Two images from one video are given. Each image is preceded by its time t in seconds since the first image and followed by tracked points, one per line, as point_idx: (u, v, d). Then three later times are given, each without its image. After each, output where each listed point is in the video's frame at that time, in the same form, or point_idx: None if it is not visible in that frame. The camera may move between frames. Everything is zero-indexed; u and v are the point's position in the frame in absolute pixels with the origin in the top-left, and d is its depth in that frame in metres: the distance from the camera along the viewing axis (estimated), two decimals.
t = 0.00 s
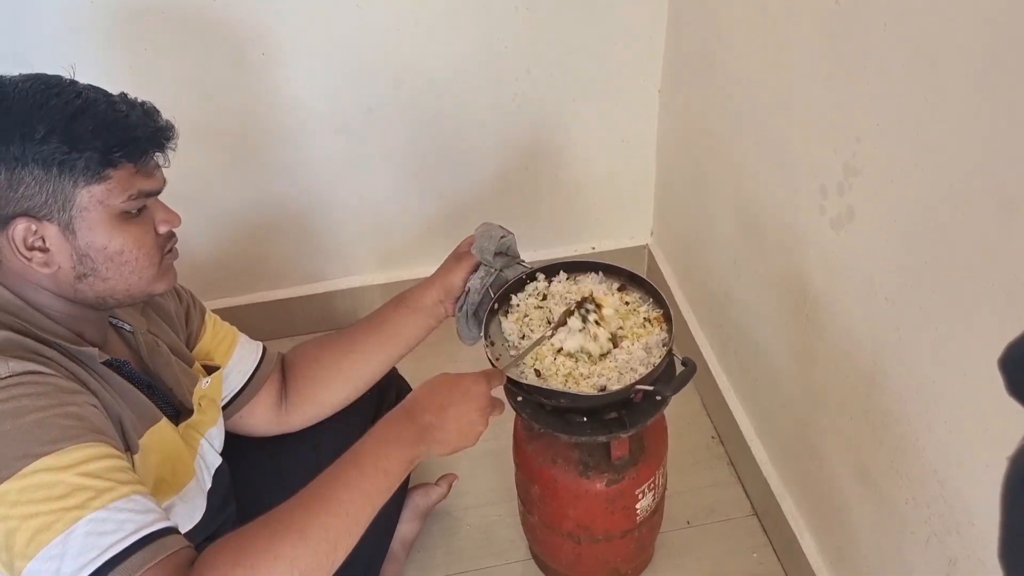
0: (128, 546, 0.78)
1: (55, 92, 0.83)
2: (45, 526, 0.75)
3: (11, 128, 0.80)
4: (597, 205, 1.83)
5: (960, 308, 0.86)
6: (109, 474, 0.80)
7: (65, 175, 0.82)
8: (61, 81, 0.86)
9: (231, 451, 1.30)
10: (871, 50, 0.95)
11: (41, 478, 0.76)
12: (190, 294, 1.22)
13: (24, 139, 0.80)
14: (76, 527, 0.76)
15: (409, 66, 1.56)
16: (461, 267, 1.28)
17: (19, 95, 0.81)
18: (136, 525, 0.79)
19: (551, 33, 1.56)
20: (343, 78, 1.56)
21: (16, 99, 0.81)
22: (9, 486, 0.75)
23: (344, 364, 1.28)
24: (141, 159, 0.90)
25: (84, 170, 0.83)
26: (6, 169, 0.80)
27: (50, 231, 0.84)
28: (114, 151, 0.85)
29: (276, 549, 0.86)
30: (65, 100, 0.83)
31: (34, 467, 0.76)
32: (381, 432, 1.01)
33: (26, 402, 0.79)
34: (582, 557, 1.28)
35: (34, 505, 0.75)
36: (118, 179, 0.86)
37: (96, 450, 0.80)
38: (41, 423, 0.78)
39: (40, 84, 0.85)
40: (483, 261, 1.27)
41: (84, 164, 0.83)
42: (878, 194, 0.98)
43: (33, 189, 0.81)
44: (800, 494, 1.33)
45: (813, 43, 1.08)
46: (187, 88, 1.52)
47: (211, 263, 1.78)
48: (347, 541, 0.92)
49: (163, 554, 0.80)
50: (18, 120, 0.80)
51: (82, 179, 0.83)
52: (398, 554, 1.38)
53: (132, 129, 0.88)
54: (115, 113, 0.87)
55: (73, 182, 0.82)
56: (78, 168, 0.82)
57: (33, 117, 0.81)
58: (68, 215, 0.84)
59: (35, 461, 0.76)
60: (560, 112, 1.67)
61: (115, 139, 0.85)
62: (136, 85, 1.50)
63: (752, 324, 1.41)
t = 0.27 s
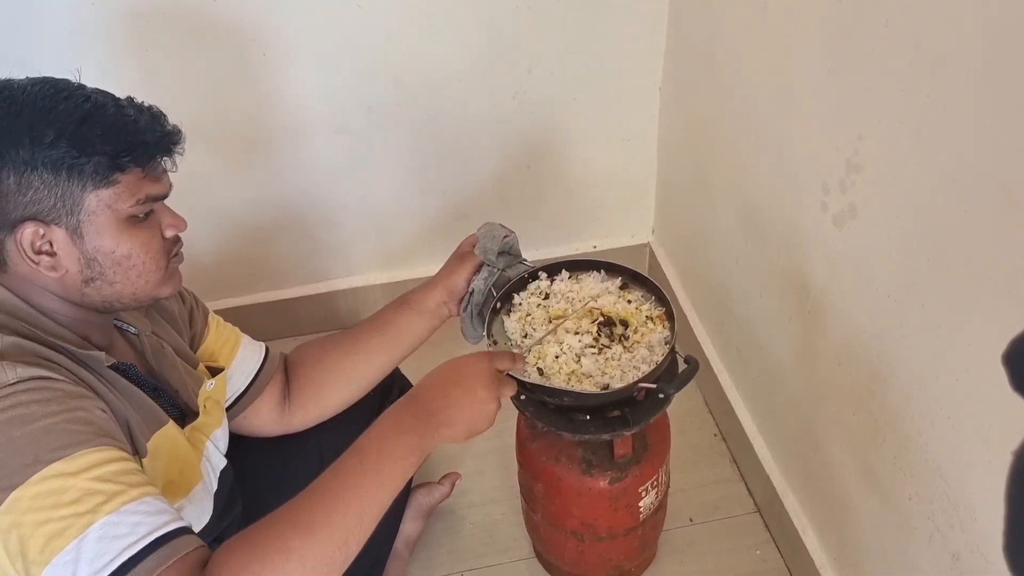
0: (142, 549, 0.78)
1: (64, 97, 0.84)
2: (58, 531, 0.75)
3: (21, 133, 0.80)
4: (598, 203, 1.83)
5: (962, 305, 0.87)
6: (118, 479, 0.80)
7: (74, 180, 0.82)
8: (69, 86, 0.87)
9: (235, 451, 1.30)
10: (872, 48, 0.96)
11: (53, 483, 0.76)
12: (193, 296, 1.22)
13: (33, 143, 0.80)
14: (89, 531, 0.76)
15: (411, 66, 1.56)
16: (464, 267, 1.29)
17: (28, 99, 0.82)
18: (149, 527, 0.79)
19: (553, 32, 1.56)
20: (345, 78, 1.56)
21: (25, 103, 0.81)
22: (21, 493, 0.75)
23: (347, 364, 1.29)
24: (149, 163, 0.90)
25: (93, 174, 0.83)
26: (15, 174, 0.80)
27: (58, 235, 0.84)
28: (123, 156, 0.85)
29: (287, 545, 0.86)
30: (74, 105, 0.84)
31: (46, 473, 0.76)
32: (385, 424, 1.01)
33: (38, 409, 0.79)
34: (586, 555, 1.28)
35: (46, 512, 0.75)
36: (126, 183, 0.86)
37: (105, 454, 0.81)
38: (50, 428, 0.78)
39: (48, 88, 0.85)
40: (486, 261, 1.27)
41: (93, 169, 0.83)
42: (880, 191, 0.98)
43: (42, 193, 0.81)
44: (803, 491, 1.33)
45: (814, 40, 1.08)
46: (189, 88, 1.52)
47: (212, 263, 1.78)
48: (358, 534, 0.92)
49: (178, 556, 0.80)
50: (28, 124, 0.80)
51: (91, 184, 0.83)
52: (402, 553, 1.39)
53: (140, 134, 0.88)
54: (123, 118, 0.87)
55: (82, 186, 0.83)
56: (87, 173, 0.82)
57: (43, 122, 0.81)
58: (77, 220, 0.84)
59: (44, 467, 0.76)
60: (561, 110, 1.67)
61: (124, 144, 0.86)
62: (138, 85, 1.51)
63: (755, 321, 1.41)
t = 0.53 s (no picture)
0: (148, 526, 0.77)
1: (78, 83, 0.84)
2: (70, 504, 0.75)
3: (35, 118, 0.80)
4: (602, 200, 1.83)
5: (966, 305, 0.87)
6: (129, 454, 0.81)
7: (87, 166, 0.82)
8: (83, 72, 0.87)
9: (236, 441, 1.30)
10: (879, 46, 0.95)
11: (66, 456, 0.76)
12: (198, 285, 1.22)
13: (47, 128, 0.80)
14: (101, 504, 0.76)
15: (418, 59, 1.56)
16: (469, 261, 1.29)
17: (43, 85, 0.82)
18: (156, 503, 0.79)
19: (559, 29, 1.56)
20: (352, 71, 1.56)
21: (40, 88, 0.82)
22: (33, 467, 0.75)
23: (350, 356, 1.29)
24: (161, 151, 0.90)
25: (105, 161, 0.83)
26: (28, 158, 0.80)
27: (69, 221, 0.84)
28: (135, 144, 0.85)
29: (284, 533, 0.83)
30: (87, 91, 0.84)
31: (58, 447, 0.76)
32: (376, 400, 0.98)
33: (50, 387, 0.79)
34: (585, 550, 1.28)
35: (58, 484, 0.75)
36: (138, 171, 0.86)
37: (116, 432, 0.81)
38: (61, 405, 0.79)
39: (62, 74, 0.85)
40: (490, 256, 1.27)
41: (105, 155, 0.83)
42: (886, 189, 0.98)
43: (55, 178, 0.82)
44: (804, 490, 1.33)
45: (821, 38, 1.08)
46: (195, 79, 1.52)
47: (216, 253, 1.78)
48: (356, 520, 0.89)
49: (181, 534, 0.79)
50: (42, 109, 0.81)
51: (103, 170, 0.83)
52: (401, 546, 1.39)
53: (153, 122, 0.88)
54: (136, 105, 0.87)
55: (94, 173, 0.83)
56: (100, 159, 0.83)
57: (56, 107, 0.81)
58: (88, 206, 0.84)
59: (56, 443, 0.77)
60: (567, 107, 1.67)
61: (137, 132, 0.86)
62: (144, 75, 1.51)
63: (758, 319, 1.41)
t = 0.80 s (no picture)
0: (164, 495, 0.78)
1: (95, 66, 0.84)
2: (84, 475, 0.77)
3: (51, 99, 0.81)
4: (610, 199, 1.84)
5: (972, 309, 0.87)
6: (142, 427, 0.81)
7: (100, 148, 0.82)
8: (101, 56, 0.87)
9: (240, 429, 1.30)
10: (890, 49, 0.96)
11: (79, 428, 0.78)
12: (207, 271, 1.22)
13: (62, 110, 0.81)
14: (115, 475, 0.77)
15: (429, 54, 1.57)
16: (478, 255, 1.30)
17: (59, 67, 0.83)
18: (171, 472, 0.80)
19: (570, 27, 1.56)
20: (363, 64, 1.57)
21: (57, 70, 0.83)
22: (46, 440, 0.77)
23: (356, 348, 1.29)
24: (175, 137, 0.90)
25: (119, 144, 0.83)
26: (42, 139, 0.81)
27: (80, 203, 0.85)
28: (150, 128, 0.86)
29: (299, 519, 0.83)
30: (103, 75, 0.84)
31: (69, 421, 0.78)
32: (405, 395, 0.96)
33: (63, 362, 0.81)
34: (586, 546, 1.28)
35: (70, 456, 0.77)
36: (151, 156, 0.87)
37: (128, 404, 0.82)
38: (71, 379, 0.80)
39: (80, 58, 0.86)
40: (499, 251, 1.28)
41: (119, 139, 0.83)
42: (894, 192, 0.98)
43: (68, 160, 0.82)
44: (805, 492, 1.33)
45: (832, 40, 1.08)
46: (206, 68, 1.53)
47: (222, 243, 1.79)
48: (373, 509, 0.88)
49: (196, 504, 0.80)
50: (58, 91, 0.81)
51: (116, 154, 0.83)
52: (402, 538, 1.39)
53: (168, 107, 0.88)
54: (152, 90, 0.87)
55: (107, 156, 0.83)
56: (113, 142, 0.83)
57: (72, 90, 0.81)
58: (100, 188, 0.84)
59: (68, 416, 0.78)
60: (576, 105, 1.68)
61: (152, 116, 0.86)
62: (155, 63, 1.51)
63: (762, 321, 1.41)
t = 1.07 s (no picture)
0: (171, 478, 0.78)
1: (133, 39, 0.86)
2: (96, 455, 0.77)
3: (90, 69, 0.82)
4: (627, 195, 1.84)
5: (994, 311, 0.87)
6: (157, 408, 0.81)
7: (136, 119, 0.84)
8: (139, 30, 0.88)
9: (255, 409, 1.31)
10: (919, 50, 0.96)
11: (89, 409, 0.77)
12: (229, 251, 1.23)
13: (101, 79, 0.82)
14: (124, 457, 0.77)
15: (454, 43, 1.58)
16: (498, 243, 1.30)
17: (100, 39, 0.84)
18: (180, 453, 0.79)
19: (595, 22, 1.57)
20: (388, 51, 1.57)
21: (96, 41, 0.84)
22: (60, 417, 0.77)
23: (371, 333, 1.30)
24: (208, 113, 0.91)
25: (154, 116, 0.84)
26: (80, 108, 0.83)
27: (113, 172, 0.86)
28: (185, 102, 0.87)
29: (300, 486, 0.81)
30: (141, 48, 0.85)
31: (84, 399, 0.77)
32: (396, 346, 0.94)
33: (76, 343, 0.80)
34: (594, 537, 1.29)
35: (83, 435, 0.77)
36: (185, 130, 0.88)
37: (141, 382, 0.81)
38: (85, 359, 0.79)
39: (119, 30, 0.87)
40: (519, 238, 1.28)
41: (155, 111, 0.84)
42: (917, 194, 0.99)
43: (103, 129, 0.83)
44: (815, 492, 1.34)
45: (860, 40, 1.08)
46: (232, 50, 1.54)
47: (241, 225, 1.80)
48: (376, 469, 0.86)
49: (205, 484, 0.80)
50: (97, 61, 0.83)
51: (151, 125, 0.85)
52: (411, 522, 1.40)
53: (203, 83, 0.90)
54: (187, 66, 0.89)
55: (142, 126, 0.84)
56: (148, 114, 0.84)
57: (111, 61, 0.83)
58: (134, 159, 0.86)
59: (82, 395, 0.77)
60: (598, 99, 1.68)
61: (187, 90, 0.87)
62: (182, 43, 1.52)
63: (778, 321, 1.41)
